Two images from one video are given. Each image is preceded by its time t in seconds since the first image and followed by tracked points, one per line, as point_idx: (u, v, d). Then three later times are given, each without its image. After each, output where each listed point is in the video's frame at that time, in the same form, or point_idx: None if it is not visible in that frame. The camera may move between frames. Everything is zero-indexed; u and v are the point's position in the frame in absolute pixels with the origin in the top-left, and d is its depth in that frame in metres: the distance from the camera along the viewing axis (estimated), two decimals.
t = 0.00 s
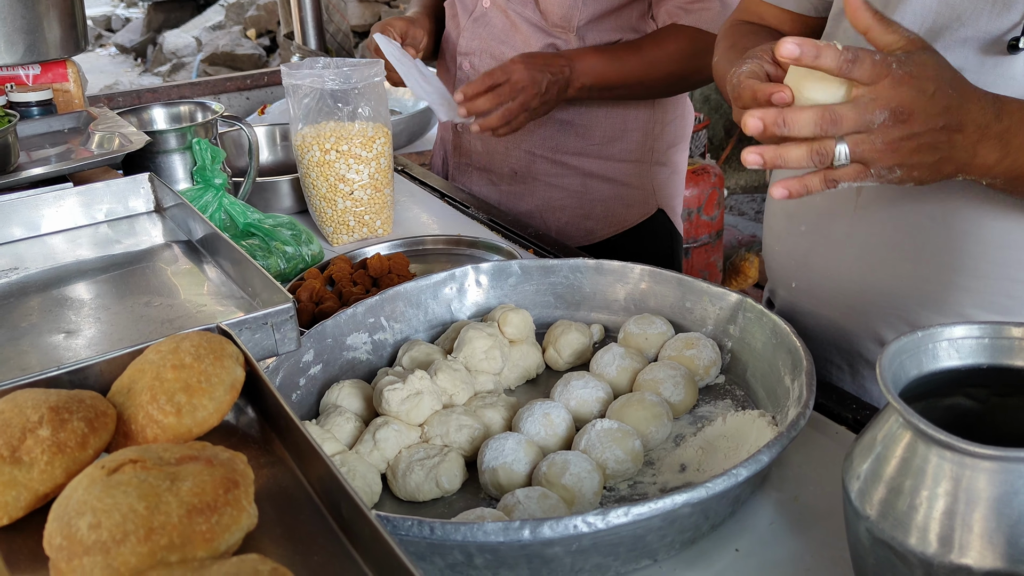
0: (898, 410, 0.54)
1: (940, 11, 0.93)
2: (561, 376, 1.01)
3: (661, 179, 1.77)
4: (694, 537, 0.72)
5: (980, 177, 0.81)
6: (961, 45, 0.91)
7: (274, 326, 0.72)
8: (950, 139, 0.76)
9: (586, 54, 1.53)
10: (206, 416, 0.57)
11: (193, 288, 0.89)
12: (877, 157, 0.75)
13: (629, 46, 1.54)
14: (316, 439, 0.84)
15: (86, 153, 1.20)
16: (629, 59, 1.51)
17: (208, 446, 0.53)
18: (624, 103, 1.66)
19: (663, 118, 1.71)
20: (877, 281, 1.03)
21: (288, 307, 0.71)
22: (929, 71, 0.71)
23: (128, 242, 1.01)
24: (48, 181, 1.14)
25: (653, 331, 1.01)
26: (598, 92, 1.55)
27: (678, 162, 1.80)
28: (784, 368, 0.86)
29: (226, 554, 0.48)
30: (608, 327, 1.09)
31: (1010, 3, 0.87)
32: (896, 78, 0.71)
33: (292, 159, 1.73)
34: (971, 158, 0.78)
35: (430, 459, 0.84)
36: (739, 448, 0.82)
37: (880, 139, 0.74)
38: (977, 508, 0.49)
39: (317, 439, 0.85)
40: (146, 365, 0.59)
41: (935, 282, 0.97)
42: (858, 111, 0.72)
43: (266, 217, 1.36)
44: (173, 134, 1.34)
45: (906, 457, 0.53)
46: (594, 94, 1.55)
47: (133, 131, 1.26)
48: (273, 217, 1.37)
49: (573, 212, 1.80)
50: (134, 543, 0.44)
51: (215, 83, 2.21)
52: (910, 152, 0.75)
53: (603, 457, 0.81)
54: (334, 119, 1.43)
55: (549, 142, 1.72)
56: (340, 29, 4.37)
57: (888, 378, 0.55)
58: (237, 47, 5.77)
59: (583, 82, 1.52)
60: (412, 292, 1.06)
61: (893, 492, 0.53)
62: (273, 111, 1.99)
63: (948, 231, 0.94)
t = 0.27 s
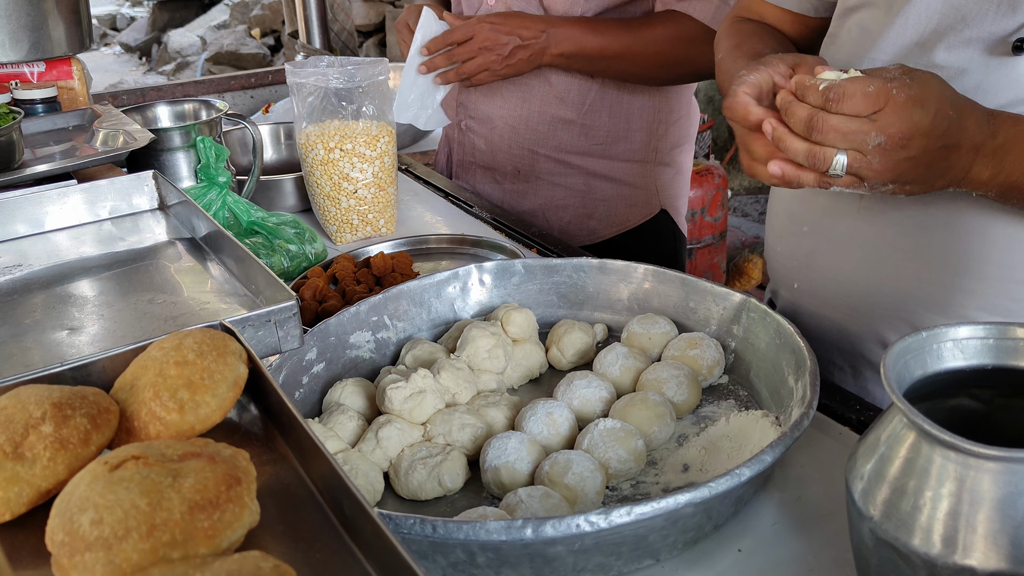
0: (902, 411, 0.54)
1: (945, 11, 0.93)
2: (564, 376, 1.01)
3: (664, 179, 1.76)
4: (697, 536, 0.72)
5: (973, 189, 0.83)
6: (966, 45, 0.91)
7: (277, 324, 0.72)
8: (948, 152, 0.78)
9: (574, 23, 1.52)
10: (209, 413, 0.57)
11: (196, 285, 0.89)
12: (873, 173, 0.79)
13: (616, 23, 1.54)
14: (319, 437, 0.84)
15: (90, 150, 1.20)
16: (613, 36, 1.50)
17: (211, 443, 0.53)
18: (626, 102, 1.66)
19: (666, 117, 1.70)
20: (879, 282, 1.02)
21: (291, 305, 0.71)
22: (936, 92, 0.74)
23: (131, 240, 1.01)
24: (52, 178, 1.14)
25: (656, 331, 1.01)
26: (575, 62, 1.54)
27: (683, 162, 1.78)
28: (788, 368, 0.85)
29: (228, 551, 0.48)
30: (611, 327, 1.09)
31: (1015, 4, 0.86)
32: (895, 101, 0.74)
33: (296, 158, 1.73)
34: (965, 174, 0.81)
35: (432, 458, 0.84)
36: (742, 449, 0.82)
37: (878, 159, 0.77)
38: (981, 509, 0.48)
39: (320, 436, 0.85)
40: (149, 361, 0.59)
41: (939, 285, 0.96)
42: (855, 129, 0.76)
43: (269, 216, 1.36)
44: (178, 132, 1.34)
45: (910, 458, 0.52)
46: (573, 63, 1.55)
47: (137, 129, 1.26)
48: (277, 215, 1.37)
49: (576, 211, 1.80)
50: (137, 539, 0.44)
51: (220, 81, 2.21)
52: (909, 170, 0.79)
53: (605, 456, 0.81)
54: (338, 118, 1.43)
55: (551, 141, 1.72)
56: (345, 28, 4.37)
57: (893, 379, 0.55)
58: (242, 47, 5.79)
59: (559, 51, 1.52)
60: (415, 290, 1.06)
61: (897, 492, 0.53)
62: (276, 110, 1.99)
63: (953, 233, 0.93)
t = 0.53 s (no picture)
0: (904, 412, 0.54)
1: (947, 9, 0.92)
2: (567, 376, 1.01)
3: (668, 179, 1.74)
4: (699, 537, 0.72)
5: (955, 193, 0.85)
6: (968, 42, 0.91)
7: (279, 322, 0.72)
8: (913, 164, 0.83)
9: (576, 25, 1.51)
10: (211, 412, 0.57)
11: (198, 284, 0.89)
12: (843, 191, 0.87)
13: (618, 23, 1.52)
14: (321, 437, 0.84)
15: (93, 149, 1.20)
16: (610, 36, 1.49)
17: (213, 442, 0.53)
18: (629, 104, 1.65)
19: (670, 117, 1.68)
20: (881, 280, 1.02)
21: (293, 304, 0.71)
22: (870, 111, 0.81)
23: (134, 239, 1.02)
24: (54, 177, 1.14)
25: (659, 331, 1.01)
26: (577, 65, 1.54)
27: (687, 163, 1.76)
28: (791, 368, 0.85)
29: (230, 549, 0.48)
30: (614, 327, 1.09)
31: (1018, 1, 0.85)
32: (828, 132, 0.83)
33: (299, 158, 1.73)
34: (940, 180, 0.84)
35: (434, 457, 0.83)
36: (744, 448, 0.82)
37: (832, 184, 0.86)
38: (983, 510, 0.48)
39: (322, 436, 0.85)
40: (150, 360, 0.59)
41: (942, 284, 0.96)
42: (803, 164, 0.86)
43: (272, 215, 1.36)
44: (181, 131, 1.34)
45: (912, 458, 0.52)
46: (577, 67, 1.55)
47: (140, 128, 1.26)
48: (280, 215, 1.37)
49: (579, 211, 1.79)
50: (138, 537, 0.44)
51: (223, 81, 2.22)
52: (874, 187, 0.86)
53: (607, 456, 0.81)
54: (341, 117, 1.43)
55: (554, 140, 1.73)
56: (348, 28, 4.37)
57: (895, 378, 0.55)
58: (246, 47, 5.80)
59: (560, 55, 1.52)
60: (418, 290, 1.06)
61: (899, 493, 0.53)
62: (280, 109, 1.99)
63: (956, 232, 0.92)
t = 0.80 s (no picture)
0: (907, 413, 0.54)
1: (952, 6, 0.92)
2: (569, 375, 1.01)
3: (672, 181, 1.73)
4: (701, 536, 0.72)
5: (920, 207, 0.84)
6: (971, 38, 0.90)
7: (282, 321, 0.72)
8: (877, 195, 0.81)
9: (592, 53, 1.51)
10: (214, 410, 0.57)
11: (202, 283, 0.89)
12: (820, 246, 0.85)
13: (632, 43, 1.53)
14: (324, 436, 0.84)
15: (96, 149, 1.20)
16: (630, 59, 1.49)
17: (216, 440, 0.53)
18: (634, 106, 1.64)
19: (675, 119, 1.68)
20: (885, 278, 1.02)
21: (297, 302, 0.71)
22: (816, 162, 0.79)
23: (138, 238, 1.02)
24: (58, 176, 1.15)
25: (662, 331, 1.01)
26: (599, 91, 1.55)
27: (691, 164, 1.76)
28: (794, 368, 0.85)
29: (233, 547, 0.48)
30: (617, 326, 1.09)
31: None
32: (791, 199, 0.81)
33: (303, 157, 1.73)
34: (903, 203, 0.83)
35: (437, 457, 0.83)
36: (747, 448, 0.81)
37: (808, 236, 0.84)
38: (987, 509, 0.48)
39: (325, 435, 0.85)
40: (154, 358, 0.59)
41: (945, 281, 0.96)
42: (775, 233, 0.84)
43: (276, 214, 1.36)
44: (184, 131, 1.35)
45: (916, 457, 0.52)
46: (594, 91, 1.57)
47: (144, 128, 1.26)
48: (283, 215, 1.37)
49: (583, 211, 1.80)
50: (141, 535, 0.44)
51: (227, 80, 2.22)
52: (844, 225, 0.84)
53: (610, 456, 0.81)
54: (344, 117, 1.43)
55: (558, 141, 1.72)
56: (351, 27, 4.38)
57: (899, 378, 0.55)
58: (249, 46, 5.82)
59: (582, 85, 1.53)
60: (421, 289, 1.06)
61: (903, 492, 0.53)
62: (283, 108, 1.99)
63: (959, 230, 0.92)
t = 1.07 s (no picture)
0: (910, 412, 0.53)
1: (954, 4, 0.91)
2: (571, 375, 1.01)
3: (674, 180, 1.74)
4: (703, 535, 0.71)
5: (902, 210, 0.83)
6: (973, 36, 0.89)
7: (284, 320, 0.72)
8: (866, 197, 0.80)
9: (595, 46, 1.51)
10: (215, 409, 0.57)
11: (204, 283, 0.89)
12: (819, 234, 0.78)
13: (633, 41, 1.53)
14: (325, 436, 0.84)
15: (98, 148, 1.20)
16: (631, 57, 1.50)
17: (217, 439, 0.53)
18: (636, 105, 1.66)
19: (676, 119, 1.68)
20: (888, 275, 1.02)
21: (298, 301, 0.71)
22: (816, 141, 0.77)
23: (139, 237, 1.02)
24: (60, 176, 1.15)
25: (664, 330, 1.00)
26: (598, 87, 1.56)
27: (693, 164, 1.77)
28: (796, 367, 0.85)
29: (233, 546, 0.48)
30: (619, 325, 1.09)
31: None
32: (788, 170, 0.77)
33: (305, 156, 1.73)
34: (890, 201, 0.81)
35: (439, 456, 0.83)
36: (749, 448, 0.81)
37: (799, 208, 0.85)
38: (990, 509, 0.48)
39: (326, 434, 0.85)
40: (155, 357, 0.59)
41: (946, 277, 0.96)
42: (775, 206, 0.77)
43: (278, 214, 1.36)
44: (186, 130, 1.35)
45: (918, 457, 0.52)
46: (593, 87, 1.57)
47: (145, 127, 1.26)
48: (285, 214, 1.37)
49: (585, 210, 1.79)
50: (142, 534, 0.44)
51: (229, 79, 2.22)
52: (842, 216, 0.79)
53: (612, 455, 0.81)
54: (346, 116, 1.43)
55: (560, 142, 1.72)
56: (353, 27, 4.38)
57: (901, 377, 0.54)
58: (252, 45, 5.82)
59: (581, 81, 1.54)
60: (423, 288, 1.06)
61: (905, 491, 0.52)
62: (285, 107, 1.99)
63: (961, 229, 0.92)
